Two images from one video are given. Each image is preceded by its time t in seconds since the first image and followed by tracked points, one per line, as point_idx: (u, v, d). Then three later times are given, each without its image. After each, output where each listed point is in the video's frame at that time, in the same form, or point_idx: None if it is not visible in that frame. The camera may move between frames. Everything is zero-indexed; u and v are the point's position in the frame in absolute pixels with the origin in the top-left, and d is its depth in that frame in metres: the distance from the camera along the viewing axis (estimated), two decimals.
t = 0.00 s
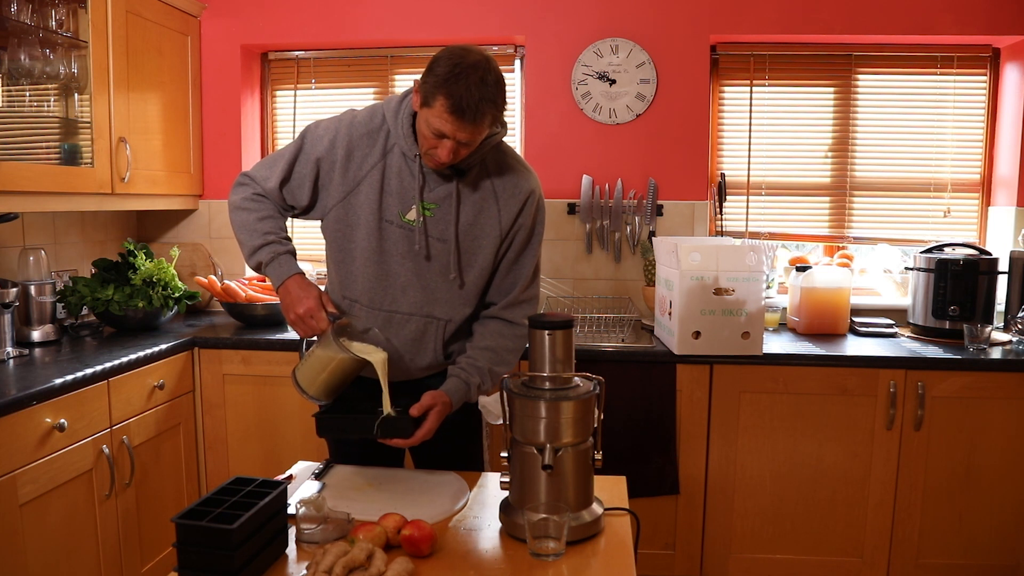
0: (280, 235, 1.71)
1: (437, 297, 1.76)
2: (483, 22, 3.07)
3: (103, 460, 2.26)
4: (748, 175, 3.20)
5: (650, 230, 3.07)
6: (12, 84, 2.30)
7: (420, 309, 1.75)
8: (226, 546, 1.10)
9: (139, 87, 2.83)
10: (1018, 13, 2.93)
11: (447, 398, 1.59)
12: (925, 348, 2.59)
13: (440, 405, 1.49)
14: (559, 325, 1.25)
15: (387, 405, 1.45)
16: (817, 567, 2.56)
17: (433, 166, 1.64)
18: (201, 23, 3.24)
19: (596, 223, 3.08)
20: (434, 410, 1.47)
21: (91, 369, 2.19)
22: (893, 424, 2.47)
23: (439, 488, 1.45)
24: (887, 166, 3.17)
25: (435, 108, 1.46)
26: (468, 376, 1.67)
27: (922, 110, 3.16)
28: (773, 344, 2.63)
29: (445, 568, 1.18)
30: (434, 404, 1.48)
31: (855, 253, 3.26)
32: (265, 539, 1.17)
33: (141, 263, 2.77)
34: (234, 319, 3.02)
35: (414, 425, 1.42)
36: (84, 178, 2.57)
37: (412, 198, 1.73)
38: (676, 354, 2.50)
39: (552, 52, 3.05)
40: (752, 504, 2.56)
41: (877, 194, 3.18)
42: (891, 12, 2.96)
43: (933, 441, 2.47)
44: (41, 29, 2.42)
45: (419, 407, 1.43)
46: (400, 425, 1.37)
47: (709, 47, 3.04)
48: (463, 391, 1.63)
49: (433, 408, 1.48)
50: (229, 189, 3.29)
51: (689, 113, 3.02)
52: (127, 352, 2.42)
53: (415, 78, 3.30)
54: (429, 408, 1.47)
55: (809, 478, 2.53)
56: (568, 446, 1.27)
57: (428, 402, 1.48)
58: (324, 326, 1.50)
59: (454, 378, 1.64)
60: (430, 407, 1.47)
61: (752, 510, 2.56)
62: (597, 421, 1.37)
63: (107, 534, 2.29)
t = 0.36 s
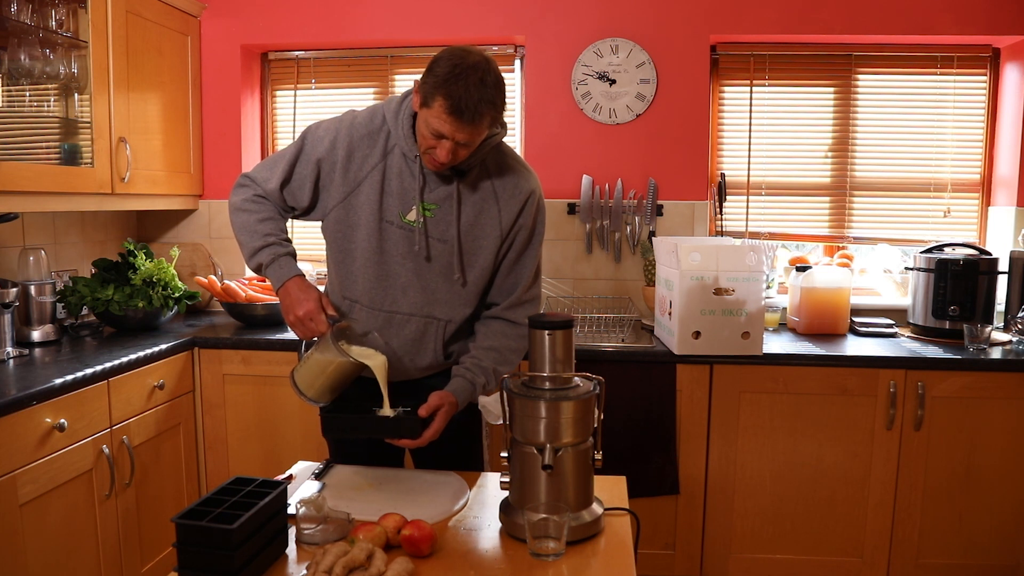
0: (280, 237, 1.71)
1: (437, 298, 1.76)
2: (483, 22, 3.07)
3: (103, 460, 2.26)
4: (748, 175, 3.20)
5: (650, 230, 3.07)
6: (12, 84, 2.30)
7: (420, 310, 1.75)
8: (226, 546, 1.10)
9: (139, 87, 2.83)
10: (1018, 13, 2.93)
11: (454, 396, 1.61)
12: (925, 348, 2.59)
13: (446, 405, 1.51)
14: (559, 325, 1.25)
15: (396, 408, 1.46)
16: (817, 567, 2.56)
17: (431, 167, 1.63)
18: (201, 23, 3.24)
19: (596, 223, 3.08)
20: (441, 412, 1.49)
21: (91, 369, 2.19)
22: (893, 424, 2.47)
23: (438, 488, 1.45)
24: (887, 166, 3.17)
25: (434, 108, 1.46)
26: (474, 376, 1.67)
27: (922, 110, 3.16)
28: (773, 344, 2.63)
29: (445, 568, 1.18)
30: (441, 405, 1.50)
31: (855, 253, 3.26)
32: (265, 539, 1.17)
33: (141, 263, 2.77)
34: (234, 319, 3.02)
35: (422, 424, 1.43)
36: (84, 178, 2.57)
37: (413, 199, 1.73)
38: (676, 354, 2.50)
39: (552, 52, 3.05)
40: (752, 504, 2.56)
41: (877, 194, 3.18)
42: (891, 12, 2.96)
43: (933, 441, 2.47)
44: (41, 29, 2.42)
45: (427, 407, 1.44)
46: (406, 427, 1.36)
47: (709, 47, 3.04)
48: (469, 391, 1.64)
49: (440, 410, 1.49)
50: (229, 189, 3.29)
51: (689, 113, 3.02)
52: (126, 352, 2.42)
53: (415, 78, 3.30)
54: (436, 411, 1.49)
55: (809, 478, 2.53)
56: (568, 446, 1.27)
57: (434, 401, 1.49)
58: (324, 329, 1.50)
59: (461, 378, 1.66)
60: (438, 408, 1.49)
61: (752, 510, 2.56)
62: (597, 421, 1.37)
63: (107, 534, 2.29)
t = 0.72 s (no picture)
0: (279, 239, 1.71)
1: (436, 298, 1.76)
2: (483, 22, 3.07)
3: (103, 460, 2.26)
4: (748, 175, 3.20)
5: (650, 230, 3.07)
6: (12, 84, 2.30)
7: (419, 311, 1.75)
8: (226, 546, 1.10)
9: (139, 87, 2.83)
10: (1018, 13, 2.93)
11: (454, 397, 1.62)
12: (925, 348, 2.59)
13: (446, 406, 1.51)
14: (560, 325, 1.25)
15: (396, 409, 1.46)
16: (817, 567, 2.56)
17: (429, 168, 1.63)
18: (201, 23, 3.24)
19: (596, 223, 3.08)
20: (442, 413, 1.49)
21: (91, 369, 2.19)
22: (893, 424, 2.47)
23: (437, 488, 1.45)
24: (887, 166, 3.17)
25: (432, 110, 1.46)
26: (474, 377, 1.68)
27: (922, 110, 3.16)
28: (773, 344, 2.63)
29: (445, 568, 1.17)
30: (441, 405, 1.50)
31: (855, 253, 3.26)
32: (265, 539, 1.17)
33: (141, 263, 2.77)
34: (234, 319, 3.01)
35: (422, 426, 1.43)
36: (84, 178, 2.57)
37: (412, 199, 1.73)
38: (676, 354, 2.50)
39: (552, 52, 3.05)
40: (752, 504, 2.56)
41: (877, 194, 3.18)
42: (891, 13, 2.96)
43: (933, 441, 2.47)
44: (41, 29, 2.41)
45: (428, 407, 1.44)
46: (409, 426, 1.37)
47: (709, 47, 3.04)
48: (469, 392, 1.65)
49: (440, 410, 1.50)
50: (229, 189, 3.29)
51: (689, 113, 3.02)
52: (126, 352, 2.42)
53: (414, 78, 3.30)
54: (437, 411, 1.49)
55: (809, 478, 2.53)
56: (568, 446, 1.27)
57: (434, 401, 1.50)
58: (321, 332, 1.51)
59: (462, 378, 1.66)
60: (438, 409, 1.49)
61: (752, 510, 2.56)
62: (597, 421, 1.37)
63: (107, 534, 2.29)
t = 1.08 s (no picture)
0: (278, 241, 1.71)
1: (436, 299, 1.76)
2: (483, 21, 3.07)
3: (103, 460, 2.26)
4: (748, 175, 3.20)
5: (650, 230, 3.07)
6: (12, 84, 2.30)
7: (419, 311, 1.75)
8: (226, 546, 1.10)
9: (139, 87, 2.83)
10: (1018, 13, 2.92)
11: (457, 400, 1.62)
12: (925, 348, 2.59)
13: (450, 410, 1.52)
14: (559, 325, 1.26)
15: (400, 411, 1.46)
16: (817, 567, 2.56)
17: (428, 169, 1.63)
18: (201, 23, 3.24)
19: (596, 223, 3.08)
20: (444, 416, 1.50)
21: (91, 369, 2.19)
22: (893, 424, 2.47)
23: (438, 488, 1.45)
24: (887, 166, 3.17)
25: (428, 111, 1.46)
26: (477, 378, 1.69)
27: (922, 110, 3.16)
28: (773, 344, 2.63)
29: (445, 568, 1.18)
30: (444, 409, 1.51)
31: (855, 253, 3.26)
32: (265, 539, 1.17)
33: (141, 263, 2.77)
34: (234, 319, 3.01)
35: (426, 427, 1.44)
36: (84, 178, 2.57)
37: (411, 200, 1.73)
38: (676, 354, 2.50)
39: (552, 52, 3.05)
40: (752, 504, 2.56)
41: (877, 194, 3.18)
42: (891, 13, 2.96)
43: (933, 441, 2.47)
44: (41, 29, 2.41)
45: (432, 411, 1.45)
46: (412, 430, 1.36)
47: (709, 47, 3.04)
48: (472, 395, 1.66)
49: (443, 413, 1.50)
50: (229, 189, 3.29)
51: (689, 113, 3.02)
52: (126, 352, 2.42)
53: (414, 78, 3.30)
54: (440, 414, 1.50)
55: (809, 478, 2.53)
56: (568, 446, 1.27)
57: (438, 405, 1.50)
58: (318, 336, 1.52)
59: (466, 382, 1.67)
60: (441, 412, 1.50)
61: (752, 510, 2.56)
62: (597, 421, 1.37)
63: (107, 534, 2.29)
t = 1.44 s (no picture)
0: (278, 245, 1.72)
1: (435, 300, 1.76)
2: (482, 21, 3.07)
3: (103, 460, 2.26)
4: (748, 175, 3.20)
5: (650, 230, 3.07)
6: (12, 84, 2.30)
7: (418, 312, 1.75)
8: (226, 546, 1.10)
9: (139, 87, 2.83)
10: (1018, 12, 2.92)
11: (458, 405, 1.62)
12: (925, 348, 2.59)
13: (451, 415, 1.52)
14: (559, 325, 1.25)
15: (401, 414, 1.47)
16: (817, 567, 2.56)
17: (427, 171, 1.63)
18: (201, 23, 3.24)
19: (596, 223, 3.08)
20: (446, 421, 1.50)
21: (91, 369, 2.19)
22: (892, 424, 2.48)
23: (439, 488, 1.45)
24: (887, 166, 3.17)
25: (426, 111, 1.46)
26: (478, 382, 1.69)
27: (922, 110, 3.16)
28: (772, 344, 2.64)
29: (445, 568, 1.18)
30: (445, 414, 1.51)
31: (855, 253, 3.26)
32: (265, 539, 1.17)
33: (141, 263, 2.77)
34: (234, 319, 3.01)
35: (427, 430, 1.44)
36: (84, 178, 2.57)
37: (410, 201, 1.73)
38: (676, 354, 2.51)
39: (552, 52, 3.05)
40: (752, 504, 2.56)
41: (877, 194, 3.18)
42: (891, 12, 2.96)
43: (933, 441, 2.47)
44: (41, 29, 2.41)
45: (432, 416, 1.45)
46: (412, 435, 1.36)
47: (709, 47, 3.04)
48: (473, 401, 1.66)
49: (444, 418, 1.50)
50: (229, 189, 3.29)
51: (689, 113, 3.02)
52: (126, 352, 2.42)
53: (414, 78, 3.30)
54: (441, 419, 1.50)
55: (809, 478, 2.53)
56: (568, 446, 1.27)
57: (439, 409, 1.50)
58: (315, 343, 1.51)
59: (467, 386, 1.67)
60: (442, 417, 1.50)
61: (751, 510, 2.56)
62: (597, 421, 1.37)
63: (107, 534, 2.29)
